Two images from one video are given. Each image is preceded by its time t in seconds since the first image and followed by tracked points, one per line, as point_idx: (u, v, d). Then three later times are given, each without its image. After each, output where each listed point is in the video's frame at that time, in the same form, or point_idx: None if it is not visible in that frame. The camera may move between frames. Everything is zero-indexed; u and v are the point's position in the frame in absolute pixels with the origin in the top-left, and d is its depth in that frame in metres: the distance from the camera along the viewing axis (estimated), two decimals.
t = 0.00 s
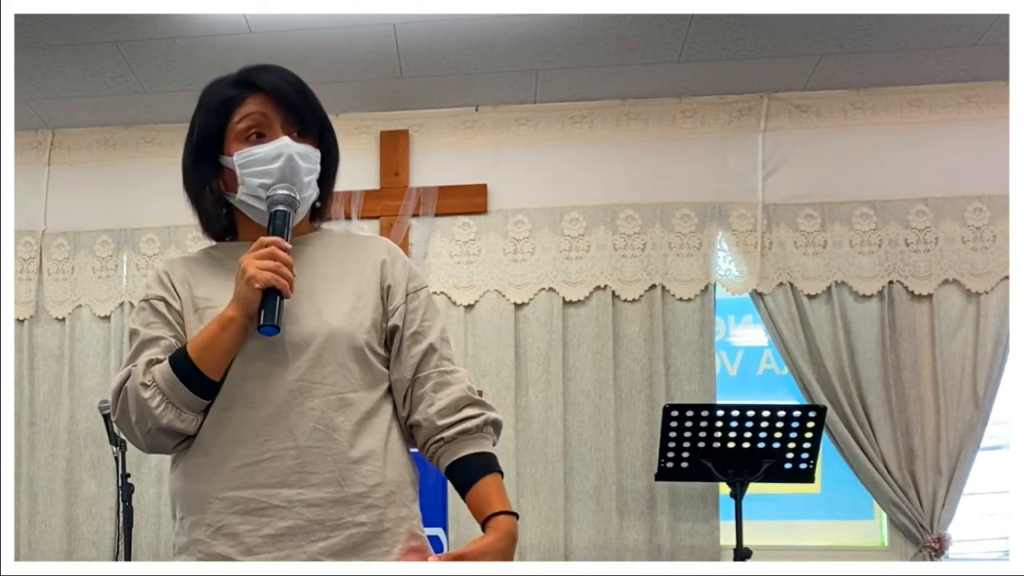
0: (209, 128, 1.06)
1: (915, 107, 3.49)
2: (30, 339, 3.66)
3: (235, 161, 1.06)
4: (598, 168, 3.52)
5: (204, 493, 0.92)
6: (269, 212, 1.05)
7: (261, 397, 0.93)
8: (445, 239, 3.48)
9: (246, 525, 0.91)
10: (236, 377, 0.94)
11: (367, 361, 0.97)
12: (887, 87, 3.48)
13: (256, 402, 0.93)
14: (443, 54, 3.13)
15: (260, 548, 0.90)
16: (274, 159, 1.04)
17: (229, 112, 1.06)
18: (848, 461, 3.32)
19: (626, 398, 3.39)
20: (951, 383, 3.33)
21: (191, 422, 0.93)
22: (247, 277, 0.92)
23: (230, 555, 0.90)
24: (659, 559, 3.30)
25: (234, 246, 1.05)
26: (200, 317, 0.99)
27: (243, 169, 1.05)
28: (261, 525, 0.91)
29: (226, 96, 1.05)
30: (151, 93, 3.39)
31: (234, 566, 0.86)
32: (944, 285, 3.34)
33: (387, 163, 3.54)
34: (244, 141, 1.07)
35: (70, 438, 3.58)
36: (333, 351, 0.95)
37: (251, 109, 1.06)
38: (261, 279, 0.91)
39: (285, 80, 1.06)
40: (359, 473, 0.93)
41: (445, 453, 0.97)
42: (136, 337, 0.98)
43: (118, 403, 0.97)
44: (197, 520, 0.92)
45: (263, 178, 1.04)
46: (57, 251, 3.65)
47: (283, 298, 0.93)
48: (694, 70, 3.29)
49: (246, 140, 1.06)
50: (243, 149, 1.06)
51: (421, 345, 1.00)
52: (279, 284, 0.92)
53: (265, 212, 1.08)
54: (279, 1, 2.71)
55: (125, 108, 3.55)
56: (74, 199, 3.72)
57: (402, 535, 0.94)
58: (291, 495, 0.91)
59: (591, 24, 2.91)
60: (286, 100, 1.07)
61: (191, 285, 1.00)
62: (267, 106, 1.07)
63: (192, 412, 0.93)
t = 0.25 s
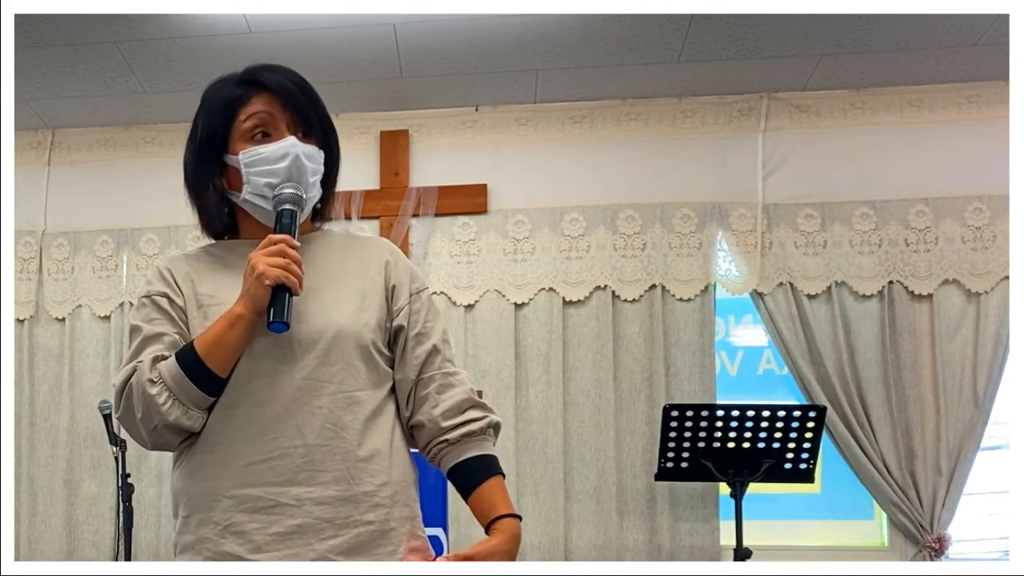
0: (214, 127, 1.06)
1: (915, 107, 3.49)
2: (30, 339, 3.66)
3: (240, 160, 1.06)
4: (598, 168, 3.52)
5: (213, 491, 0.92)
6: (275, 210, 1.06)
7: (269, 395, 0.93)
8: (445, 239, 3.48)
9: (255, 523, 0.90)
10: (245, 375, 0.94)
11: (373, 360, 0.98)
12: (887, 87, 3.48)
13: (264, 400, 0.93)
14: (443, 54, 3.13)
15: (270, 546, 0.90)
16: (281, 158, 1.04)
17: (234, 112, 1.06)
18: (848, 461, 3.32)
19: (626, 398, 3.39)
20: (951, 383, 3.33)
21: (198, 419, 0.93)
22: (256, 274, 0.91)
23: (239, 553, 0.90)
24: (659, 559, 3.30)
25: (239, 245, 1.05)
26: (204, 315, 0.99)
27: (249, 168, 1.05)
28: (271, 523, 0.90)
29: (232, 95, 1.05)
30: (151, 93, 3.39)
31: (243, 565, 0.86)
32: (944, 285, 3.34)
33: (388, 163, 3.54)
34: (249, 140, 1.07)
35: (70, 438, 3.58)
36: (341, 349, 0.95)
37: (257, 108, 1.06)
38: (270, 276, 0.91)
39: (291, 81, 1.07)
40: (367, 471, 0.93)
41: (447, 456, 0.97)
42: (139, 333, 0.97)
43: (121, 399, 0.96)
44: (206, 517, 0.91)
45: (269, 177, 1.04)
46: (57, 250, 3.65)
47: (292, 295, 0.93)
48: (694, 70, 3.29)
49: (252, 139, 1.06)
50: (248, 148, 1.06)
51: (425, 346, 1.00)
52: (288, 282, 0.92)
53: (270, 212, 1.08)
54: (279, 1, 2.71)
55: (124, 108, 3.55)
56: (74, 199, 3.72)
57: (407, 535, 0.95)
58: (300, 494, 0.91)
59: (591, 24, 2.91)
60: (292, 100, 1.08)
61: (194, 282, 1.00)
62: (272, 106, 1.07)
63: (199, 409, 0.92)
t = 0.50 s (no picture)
0: (216, 126, 1.06)
1: (915, 107, 3.49)
2: (30, 339, 3.66)
3: (241, 159, 1.06)
4: (599, 168, 3.52)
5: (215, 490, 0.91)
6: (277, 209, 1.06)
7: (271, 394, 0.93)
8: (445, 240, 3.48)
9: (257, 521, 0.90)
10: (246, 373, 0.94)
11: (374, 358, 0.98)
12: (887, 87, 3.48)
13: (266, 398, 0.93)
14: (443, 54, 3.13)
15: (272, 544, 0.90)
16: (283, 157, 1.04)
17: (237, 111, 1.06)
18: (848, 461, 3.32)
19: (626, 398, 3.39)
20: (950, 383, 3.33)
21: (198, 416, 0.93)
22: (259, 271, 0.91)
23: (241, 552, 0.90)
24: (659, 559, 3.30)
25: (240, 243, 1.05)
26: (204, 312, 0.99)
27: (250, 166, 1.05)
28: (273, 522, 0.90)
29: (235, 94, 1.05)
30: (151, 93, 3.39)
31: (245, 564, 0.86)
32: (944, 285, 3.34)
33: (388, 163, 3.54)
34: (250, 139, 1.07)
35: (70, 438, 3.58)
36: (342, 347, 0.95)
37: (259, 107, 1.06)
38: (272, 273, 0.91)
39: (293, 80, 1.07)
40: (369, 469, 0.93)
41: (447, 455, 0.97)
42: (139, 330, 0.98)
43: (121, 397, 0.96)
44: (207, 516, 0.91)
45: (271, 175, 1.04)
46: (57, 250, 3.65)
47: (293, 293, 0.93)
48: (694, 70, 3.29)
49: (254, 138, 1.06)
50: (250, 147, 1.06)
51: (426, 344, 1.00)
52: (289, 279, 0.92)
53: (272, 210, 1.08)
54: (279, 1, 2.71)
55: (124, 108, 3.55)
56: (74, 199, 3.72)
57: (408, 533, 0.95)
58: (302, 492, 0.91)
59: (591, 24, 2.91)
60: (294, 99, 1.08)
61: (194, 280, 1.00)
62: (274, 105, 1.07)
63: (199, 406, 0.92)
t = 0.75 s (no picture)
0: (216, 125, 1.06)
1: (915, 107, 3.49)
2: (30, 339, 3.66)
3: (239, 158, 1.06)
4: (599, 168, 3.52)
5: (211, 490, 0.92)
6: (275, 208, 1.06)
7: (267, 394, 0.93)
8: (445, 240, 3.48)
9: (252, 521, 0.90)
10: (242, 373, 0.94)
11: (372, 358, 0.97)
12: (888, 87, 3.48)
13: (262, 398, 0.93)
14: (443, 54, 3.13)
15: (267, 545, 0.90)
16: (281, 157, 1.04)
17: (235, 110, 1.06)
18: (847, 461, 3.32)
19: (626, 398, 3.39)
20: (951, 383, 3.33)
21: (194, 416, 0.93)
22: (252, 271, 0.91)
23: (236, 552, 0.90)
24: (659, 559, 3.30)
25: (238, 242, 1.05)
26: (202, 311, 0.99)
27: (248, 165, 1.05)
28: (268, 522, 0.90)
29: (234, 94, 1.05)
30: (151, 93, 3.39)
31: (241, 565, 0.86)
32: (944, 285, 3.34)
33: (388, 163, 3.54)
34: (249, 138, 1.06)
35: (69, 438, 3.58)
36: (339, 347, 0.95)
37: (258, 107, 1.06)
38: (265, 273, 0.91)
39: (291, 81, 1.07)
40: (365, 469, 0.93)
41: (447, 453, 0.97)
42: (137, 330, 0.98)
43: (118, 397, 0.96)
44: (203, 516, 0.92)
45: (269, 175, 1.04)
46: (57, 250, 3.65)
47: (287, 292, 0.93)
48: (694, 70, 3.29)
49: (252, 138, 1.06)
50: (248, 147, 1.06)
51: (425, 343, 1.00)
52: (282, 278, 0.92)
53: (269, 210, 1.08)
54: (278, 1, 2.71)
55: (124, 108, 3.55)
56: (74, 199, 3.72)
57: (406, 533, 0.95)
58: (297, 493, 0.91)
59: (591, 25, 2.91)
60: (292, 99, 1.07)
61: (193, 279, 1.00)
62: (272, 105, 1.07)
63: (195, 407, 0.92)
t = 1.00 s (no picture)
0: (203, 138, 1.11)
1: (915, 107, 3.49)
2: (30, 339, 3.66)
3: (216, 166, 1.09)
4: (598, 168, 3.52)
5: (201, 492, 0.92)
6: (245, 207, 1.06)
7: (256, 395, 0.93)
8: (445, 240, 3.48)
9: (238, 522, 0.91)
10: (232, 375, 0.94)
11: (364, 360, 0.97)
12: (888, 87, 3.48)
13: (251, 399, 0.93)
14: (443, 54, 3.13)
15: (254, 547, 0.90)
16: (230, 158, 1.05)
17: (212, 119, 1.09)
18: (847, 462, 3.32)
19: (626, 398, 3.39)
20: (951, 383, 3.33)
21: (180, 418, 0.94)
22: (219, 270, 0.93)
23: (224, 553, 0.90)
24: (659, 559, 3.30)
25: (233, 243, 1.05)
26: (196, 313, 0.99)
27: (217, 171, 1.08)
28: (254, 524, 0.91)
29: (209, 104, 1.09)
30: (152, 93, 3.39)
31: (227, 566, 0.86)
32: (944, 285, 3.34)
33: (388, 163, 3.54)
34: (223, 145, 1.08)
35: (69, 438, 3.57)
36: (329, 349, 0.95)
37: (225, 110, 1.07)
38: (229, 267, 0.92)
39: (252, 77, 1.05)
40: (355, 472, 0.93)
41: (446, 457, 0.97)
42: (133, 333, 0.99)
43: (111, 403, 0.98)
44: (193, 517, 0.92)
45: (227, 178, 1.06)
46: (57, 251, 3.66)
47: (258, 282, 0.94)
48: (694, 70, 3.29)
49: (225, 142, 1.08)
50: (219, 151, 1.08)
51: (425, 346, 1.00)
52: (248, 268, 0.93)
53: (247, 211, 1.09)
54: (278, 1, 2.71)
55: (125, 108, 3.55)
56: (74, 199, 3.72)
57: (399, 536, 0.94)
58: (284, 494, 0.91)
59: (590, 24, 2.91)
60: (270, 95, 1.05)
61: (189, 282, 1.01)
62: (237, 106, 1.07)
63: (180, 409, 0.93)
